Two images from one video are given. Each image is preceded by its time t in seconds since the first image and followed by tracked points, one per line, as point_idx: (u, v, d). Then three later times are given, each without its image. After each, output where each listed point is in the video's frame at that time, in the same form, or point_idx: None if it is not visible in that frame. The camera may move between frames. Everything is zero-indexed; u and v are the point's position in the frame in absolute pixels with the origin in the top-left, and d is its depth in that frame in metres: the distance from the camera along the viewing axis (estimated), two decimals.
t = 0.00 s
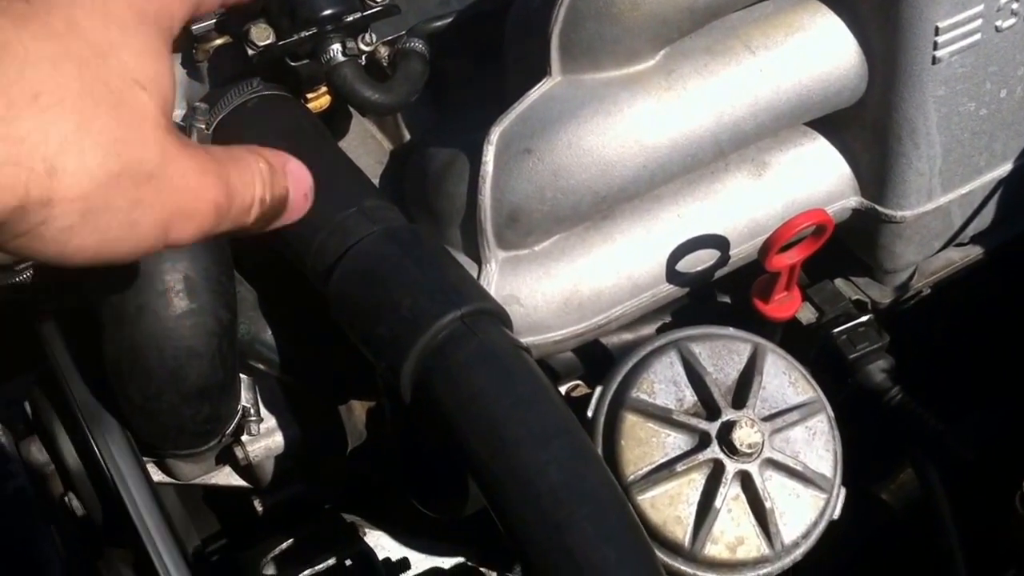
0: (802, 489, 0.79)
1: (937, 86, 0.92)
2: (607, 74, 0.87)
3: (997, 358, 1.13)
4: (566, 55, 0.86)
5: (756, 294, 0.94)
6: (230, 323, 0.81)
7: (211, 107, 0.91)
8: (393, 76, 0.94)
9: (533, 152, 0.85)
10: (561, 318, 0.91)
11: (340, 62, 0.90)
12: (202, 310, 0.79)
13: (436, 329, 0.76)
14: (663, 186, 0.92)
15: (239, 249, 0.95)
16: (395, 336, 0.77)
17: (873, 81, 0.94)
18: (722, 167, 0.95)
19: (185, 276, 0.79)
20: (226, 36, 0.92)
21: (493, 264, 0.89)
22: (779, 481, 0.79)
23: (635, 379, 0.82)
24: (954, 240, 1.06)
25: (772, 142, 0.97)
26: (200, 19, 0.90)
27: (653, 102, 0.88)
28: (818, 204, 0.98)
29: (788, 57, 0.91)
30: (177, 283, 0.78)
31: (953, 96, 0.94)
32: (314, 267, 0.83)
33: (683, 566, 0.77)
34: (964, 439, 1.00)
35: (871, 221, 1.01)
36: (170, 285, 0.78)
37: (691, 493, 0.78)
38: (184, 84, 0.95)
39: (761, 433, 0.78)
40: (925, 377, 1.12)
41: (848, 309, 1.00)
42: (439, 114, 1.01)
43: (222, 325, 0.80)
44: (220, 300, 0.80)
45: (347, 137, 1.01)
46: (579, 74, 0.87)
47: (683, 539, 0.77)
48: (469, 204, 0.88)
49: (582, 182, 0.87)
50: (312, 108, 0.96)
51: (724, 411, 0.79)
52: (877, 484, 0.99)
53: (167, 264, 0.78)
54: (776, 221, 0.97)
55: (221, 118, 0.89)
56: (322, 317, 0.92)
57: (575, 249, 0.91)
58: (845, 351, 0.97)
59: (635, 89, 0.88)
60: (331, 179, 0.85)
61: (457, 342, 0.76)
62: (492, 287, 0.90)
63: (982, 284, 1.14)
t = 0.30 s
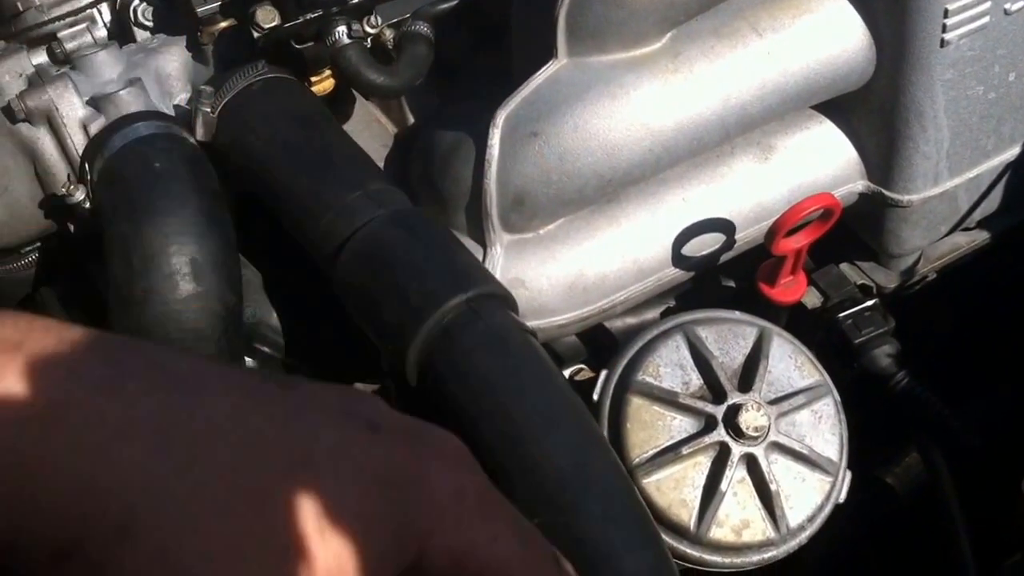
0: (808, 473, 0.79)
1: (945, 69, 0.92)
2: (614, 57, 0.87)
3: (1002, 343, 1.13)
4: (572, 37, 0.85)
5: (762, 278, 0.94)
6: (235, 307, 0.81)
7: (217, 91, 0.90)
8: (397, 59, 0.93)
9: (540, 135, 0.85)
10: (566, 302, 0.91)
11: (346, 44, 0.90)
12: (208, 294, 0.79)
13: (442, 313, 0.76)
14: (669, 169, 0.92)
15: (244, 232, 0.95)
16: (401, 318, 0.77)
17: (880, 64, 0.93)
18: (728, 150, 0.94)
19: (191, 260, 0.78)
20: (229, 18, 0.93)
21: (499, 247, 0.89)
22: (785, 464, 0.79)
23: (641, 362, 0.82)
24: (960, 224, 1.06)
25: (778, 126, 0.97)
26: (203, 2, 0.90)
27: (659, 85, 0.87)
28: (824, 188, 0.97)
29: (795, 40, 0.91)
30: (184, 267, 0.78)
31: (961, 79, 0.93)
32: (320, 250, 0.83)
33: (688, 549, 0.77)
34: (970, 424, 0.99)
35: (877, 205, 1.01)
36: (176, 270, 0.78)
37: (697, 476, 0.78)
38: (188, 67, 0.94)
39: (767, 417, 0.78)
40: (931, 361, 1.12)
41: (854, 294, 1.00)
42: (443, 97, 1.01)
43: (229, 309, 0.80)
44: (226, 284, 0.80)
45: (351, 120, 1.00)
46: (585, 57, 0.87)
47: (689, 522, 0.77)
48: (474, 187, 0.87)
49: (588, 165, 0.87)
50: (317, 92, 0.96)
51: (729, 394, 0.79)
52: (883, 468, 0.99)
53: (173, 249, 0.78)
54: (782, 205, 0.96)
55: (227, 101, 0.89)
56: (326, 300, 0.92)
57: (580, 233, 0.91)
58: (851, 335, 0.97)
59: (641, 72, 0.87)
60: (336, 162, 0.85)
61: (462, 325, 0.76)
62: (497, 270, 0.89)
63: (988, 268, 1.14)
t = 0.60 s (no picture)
0: (813, 455, 0.79)
1: (954, 51, 0.91)
2: (621, 37, 0.87)
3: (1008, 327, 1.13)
4: (579, 17, 0.85)
5: (768, 261, 0.94)
6: (241, 287, 0.81)
7: (222, 71, 0.90)
8: (402, 40, 0.92)
9: (546, 116, 0.85)
10: (571, 284, 0.90)
11: (352, 25, 0.89)
12: (213, 274, 0.79)
13: (448, 294, 0.76)
14: (675, 152, 0.92)
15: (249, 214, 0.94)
16: (407, 299, 0.77)
17: (889, 45, 0.93)
18: (734, 132, 0.94)
19: (196, 240, 0.78)
20: None
21: (504, 229, 0.89)
22: (790, 446, 0.79)
23: (646, 344, 0.82)
24: (967, 207, 1.05)
25: (784, 108, 0.96)
26: None
27: (666, 66, 0.87)
28: (831, 171, 0.97)
29: (803, 21, 0.90)
30: (189, 247, 0.78)
31: (970, 61, 0.93)
32: (325, 231, 0.82)
33: (694, 531, 0.77)
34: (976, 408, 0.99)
35: (884, 187, 1.00)
36: (180, 249, 0.78)
37: (702, 457, 0.78)
38: (194, 49, 0.94)
39: (773, 399, 0.78)
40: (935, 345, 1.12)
41: (859, 278, 1.00)
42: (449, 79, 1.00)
43: (234, 289, 0.80)
44: (231, 265, 0.80)
45: (356, 102, 1.00)
46: (592, 37, 0.86)
47: (694, 504, 0.77)
48: (480, 169, 0.87)
49: (595, 147, 0.86)
50: (321, 73, 0.96)
51: (735, 376, 0.79)
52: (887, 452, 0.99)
53: (179, 228, 0.78)
54: (789, 187, 0.96)
55: (232, 82, 0.89)
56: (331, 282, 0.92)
57: (586, 215, 0.90)
58: (856, 319, 0.96)
59: (648, 52, 0.87)
60: (341, 143, 0.84)
61: (468, 306, 0.75)
62: (503, 251, 0.89)
63: (995, 252, 1.14)
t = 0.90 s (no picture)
0: (819, 439, 0.79)
1: (963, 34, 0.91)
2: (628, 20, 0.86)
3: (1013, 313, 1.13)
4: None
5: (774, 245, 0.94)
6: (246, 268, 0.81)
7: (227, 54, 0.89)
8: (408, 22, 0.92)
9: (553, 99, 0.84)
10: (576, 269, 0.90)
11: (357, 7, 0.89)
12: (218, 255, 0.79)
13: (454, 276, 0.76)
14: (681, 135, 0.91)
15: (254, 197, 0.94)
16: (414, 281, 0.77)
17: (897, 28, 0.92)
18: (741, 116, 0.94)
19: (202, 221, 0.78)
20: None
21: (509, 212, 0.89)
22: (795, 430, 0.79)
23: (652, 327, 0.82)
24: (973, 192, 1.05)
25: (791, 91, 0.96)
26: None
27: (674, 49, 0.86)
28: (837, 155, 0.97)
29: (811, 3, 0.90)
30: (194, 227, 0.78)
31: (979, 44, 0.92)
32: (331, 213, 0.82)
33: (699, 514, 0.78)
34: (981, 393, 0.99)
35: (890, 171, 1.00)
36: (186, 230, 0.78)
37: (708, 441, 0.78)
38: (199, 30, 0.93)
39: (779, 383, 0.78)
40: (940, 330, 1.12)
41: (865, 262, 1.00)
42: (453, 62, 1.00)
43: (240, 270, 0.80)
44: (237, 246, 0.80)
45: (360, 85, 1.00)
46: (599, 19, 0.86)
47: (699, 487, 0.78)
48: (486, 152, 0.87)
49: (601, 130, 0.86)
50: (326, 56, 0.96)
51: (741, 359, 0.80)
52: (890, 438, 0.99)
53: (184, 209, 0.78)
54: (796, 171, 0.96)
55: (237, 64, 0.88)
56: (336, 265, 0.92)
57: (591, 198, 0.90)
58: (861, 304, 0.96)
59: (655, 35, 0.86)
60: (347, 126, 0.84)
61: (475, 288, 0.76)
62: (508, 235, 0.89)
63: (1001, 238, 1.13)
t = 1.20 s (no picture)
0: (824, 430, 0.80)
1: (968, 24, 0.91)
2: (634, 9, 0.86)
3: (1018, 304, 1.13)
4: None
5: (780, 235, 0.94)
6: (252, 257, 0.81)
7: (232, 44, 0.89)
8: (413, 12, 0.92)
9: (559, 88, 0.84)
10: (581, 259, 0.90)
11: None
12: (224, 244, 0.79)
13: (461, 265, 0.76)
14: (687, 124, 0.91)
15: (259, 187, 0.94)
16: (420, 271, 0.77)
17: (904, 17, 0.92)
18: (746, 106, 0.94)
19: (208, 210, 0.78)
20: None
21: (515, 202, 0.89)
22: (801, 420, 0.79)
23: (658, 317, 0.82)
24: (978, 182, 1.05)
25: (796, 81, 0.96)
26: None
27: (679, 38, 0.86)
28: (842, 145, 0.96)
29: None
30: (200, 217, 0.78)
31: (984, 34, 0.92)
32: (337, 203, 0.82)
33: (705, 504, 0.78)
34: (986, 383, 0.99)
35: (896, 162, 1.00)
36: (193, 219, 0.78)
37: (714, 431, 0.78)
38: (204, 20, 0.93)
39: (785, 373, 0.78)
40: (944, 321, 1.12)
41: (869, 252, 0.99)
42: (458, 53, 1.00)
43: (246, 259, 0.80)
44: (243, 235, 0.80)
45: (365, 74, 0.99)
46: (605, 9, 0.86)
47: (705, 477, 0.78)
48: (492, 141, 0.87)
49: (607, 119, 0.86)
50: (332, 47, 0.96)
51: (747, 350, 0.80)
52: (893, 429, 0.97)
53: (190, 199, 0.78)
54: (801, 161, 0.96)
55: (242, 54, 0.88)
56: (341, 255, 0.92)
57: (597, 188, 0.90)
58: (866, 294, 0.96)
59: (662, 24, 0.86)
60: (353, 115, 0.84)
61: (481, 278, 0.76)
62: (513, 224, 0.89)
63: (1006, 228, 1.13)
